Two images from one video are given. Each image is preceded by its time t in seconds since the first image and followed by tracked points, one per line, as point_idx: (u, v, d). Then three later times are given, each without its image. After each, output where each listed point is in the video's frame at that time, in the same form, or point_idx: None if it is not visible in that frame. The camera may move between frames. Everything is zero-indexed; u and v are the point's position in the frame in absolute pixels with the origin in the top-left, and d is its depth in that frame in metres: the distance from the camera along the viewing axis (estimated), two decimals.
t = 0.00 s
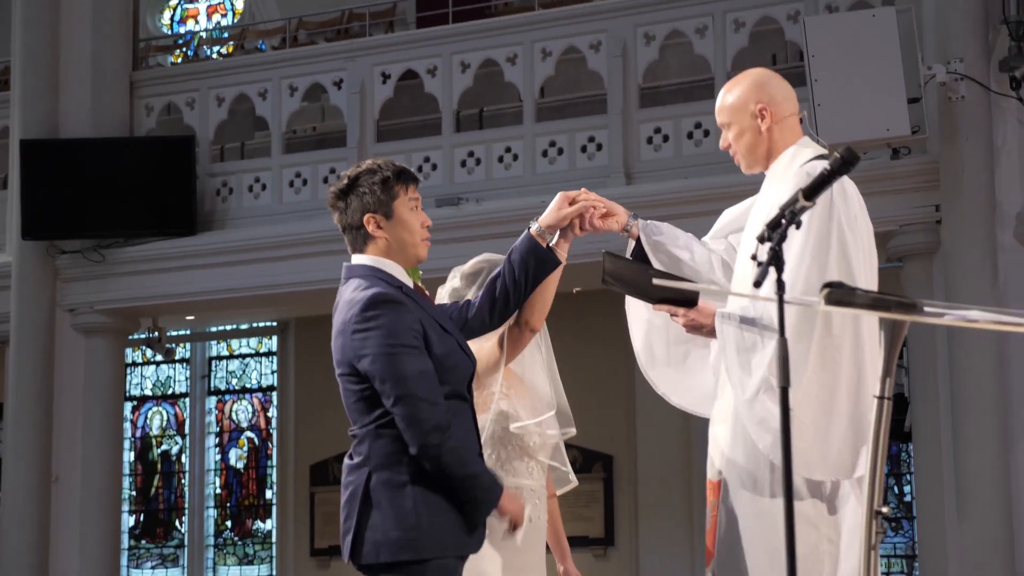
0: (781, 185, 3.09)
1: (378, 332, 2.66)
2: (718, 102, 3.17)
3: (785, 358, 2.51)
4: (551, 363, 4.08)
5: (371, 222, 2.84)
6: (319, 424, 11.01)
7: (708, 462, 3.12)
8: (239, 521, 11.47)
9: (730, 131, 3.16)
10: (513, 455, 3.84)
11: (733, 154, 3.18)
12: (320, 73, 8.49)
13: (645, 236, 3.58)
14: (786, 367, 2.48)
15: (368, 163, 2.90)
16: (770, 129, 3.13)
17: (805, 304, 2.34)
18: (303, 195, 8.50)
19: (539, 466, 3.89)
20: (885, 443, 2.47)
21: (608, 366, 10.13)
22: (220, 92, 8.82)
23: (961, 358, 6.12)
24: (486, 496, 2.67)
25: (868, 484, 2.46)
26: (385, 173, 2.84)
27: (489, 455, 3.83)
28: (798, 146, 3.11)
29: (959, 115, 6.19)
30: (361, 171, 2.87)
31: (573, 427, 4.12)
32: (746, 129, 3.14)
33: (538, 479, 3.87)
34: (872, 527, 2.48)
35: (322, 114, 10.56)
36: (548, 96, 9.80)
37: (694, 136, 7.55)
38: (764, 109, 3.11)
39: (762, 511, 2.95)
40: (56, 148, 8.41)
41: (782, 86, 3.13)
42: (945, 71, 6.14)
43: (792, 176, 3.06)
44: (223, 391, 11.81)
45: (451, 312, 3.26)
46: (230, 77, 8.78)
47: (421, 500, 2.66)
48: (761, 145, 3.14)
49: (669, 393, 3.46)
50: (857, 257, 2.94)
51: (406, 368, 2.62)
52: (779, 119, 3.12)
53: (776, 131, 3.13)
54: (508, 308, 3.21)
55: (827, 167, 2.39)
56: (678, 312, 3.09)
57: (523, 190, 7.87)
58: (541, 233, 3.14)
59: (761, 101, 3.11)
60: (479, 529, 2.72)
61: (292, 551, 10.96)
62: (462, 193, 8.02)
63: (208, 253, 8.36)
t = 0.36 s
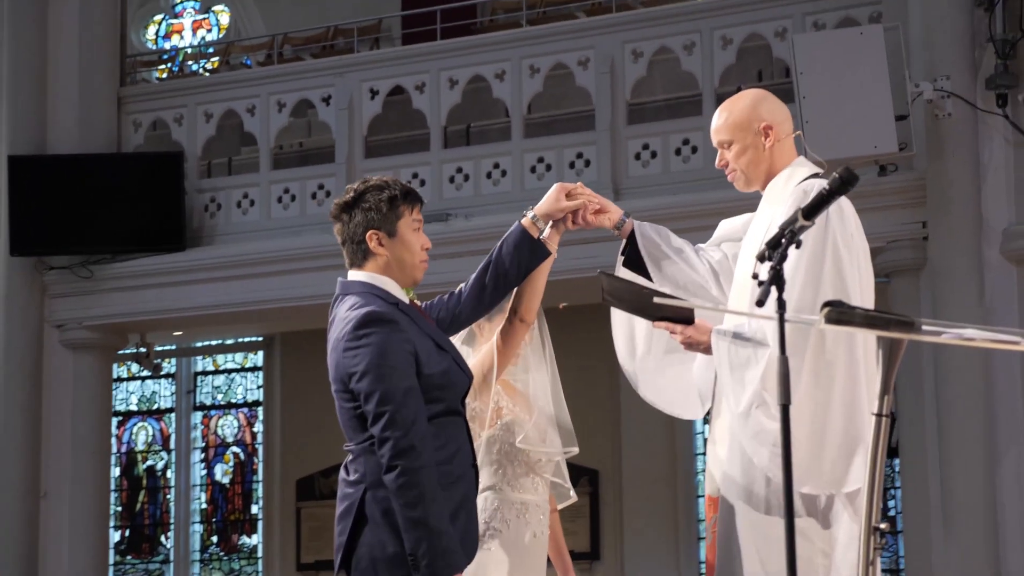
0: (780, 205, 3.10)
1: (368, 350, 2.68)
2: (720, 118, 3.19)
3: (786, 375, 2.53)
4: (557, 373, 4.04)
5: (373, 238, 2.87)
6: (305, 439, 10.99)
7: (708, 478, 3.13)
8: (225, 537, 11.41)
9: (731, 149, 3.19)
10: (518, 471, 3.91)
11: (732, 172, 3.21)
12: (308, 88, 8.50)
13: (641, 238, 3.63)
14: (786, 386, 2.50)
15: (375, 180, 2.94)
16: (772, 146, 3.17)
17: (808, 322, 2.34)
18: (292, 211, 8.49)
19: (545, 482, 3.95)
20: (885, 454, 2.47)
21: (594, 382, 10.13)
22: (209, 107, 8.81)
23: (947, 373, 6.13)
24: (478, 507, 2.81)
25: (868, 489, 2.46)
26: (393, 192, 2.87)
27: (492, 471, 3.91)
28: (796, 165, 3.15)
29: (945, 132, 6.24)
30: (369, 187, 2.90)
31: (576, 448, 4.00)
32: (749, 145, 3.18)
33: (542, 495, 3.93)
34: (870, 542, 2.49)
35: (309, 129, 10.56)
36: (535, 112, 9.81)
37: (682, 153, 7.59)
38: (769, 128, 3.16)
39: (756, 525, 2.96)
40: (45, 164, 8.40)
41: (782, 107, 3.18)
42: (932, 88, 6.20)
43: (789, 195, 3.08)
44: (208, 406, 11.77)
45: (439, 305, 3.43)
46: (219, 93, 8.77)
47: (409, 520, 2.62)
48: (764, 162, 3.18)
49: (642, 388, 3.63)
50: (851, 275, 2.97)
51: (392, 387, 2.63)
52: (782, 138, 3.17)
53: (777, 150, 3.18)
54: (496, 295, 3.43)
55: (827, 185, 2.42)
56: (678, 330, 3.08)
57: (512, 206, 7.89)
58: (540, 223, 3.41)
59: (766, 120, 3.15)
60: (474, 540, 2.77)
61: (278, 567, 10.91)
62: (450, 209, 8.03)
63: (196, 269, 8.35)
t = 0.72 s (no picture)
0: (773, 220, 3.10)
1: (358, 360, 2.64)
2: (712, 135, 3.16)
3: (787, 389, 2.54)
4: (560, 386, 4.05)
5: (375, 250, 2.79)
6: (294, 451, 10.95)
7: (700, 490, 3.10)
8: (213, 549, 11.36)
9: (724, 165, 3.17)
10: (519, 480, 3.91)
11: (726, 186, 3.19)
12: (298, 101, 8.48)
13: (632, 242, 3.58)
14: (786, 398, 2.51)
15: (385, 193, 2.86)
16: (765, 160, 3.15)
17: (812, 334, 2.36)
18: (282, 224, 8.47)
19: (544, 491, 3.95)
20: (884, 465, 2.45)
21: (584, 395, 10.12)
22: (198, 119, 8.78)
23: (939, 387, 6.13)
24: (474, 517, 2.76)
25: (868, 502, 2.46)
26: (403, 206, 2.80)
27: (495, 479, 3.91)
28: (788, 180, 3.14)
29: (937, 146, 6.28)
30: (379, 199, 2.82)
31: (578, 462, 3.99)
32: (742, 160, 3.16)
33: (541, 504, 3.94)
34: (869, 554, 2.47)
35: (298, 141, 10.56)
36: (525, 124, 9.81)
37: (673, 165, 7.59)
38: (761, 142, 3.14)
39: (749, 537, 2.93)
40: (35, 176, 8.37)
41: (773, 120, 3.16)
42: (924, 102, 6.22)
43: (783, 210, 3.07)
44: (196, 418, 11.73)
45: (435, 313, 3.13)
46: (209, 105, 8.75)
47: (413, 531, 2.57)
48: (756, 176, 3.15)
49: (628, 392, 3.57)
50: (844, 289, 2.95)
51: (382, 397, 2.59)
52: (774, 152, 3.15)
53: (770, 164, 3.16)
54: (495, 300, 3.11)
55: (825, 202, 2.43)
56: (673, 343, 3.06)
57: (504, 218, 7.90)
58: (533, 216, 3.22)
59: (758, 134, 3.13)
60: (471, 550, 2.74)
61: None
62: (441, 222, 8.03)
63: (187, 281, 8.33)
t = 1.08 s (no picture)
0: (769, 231, 3.06)
1: (362, 368, 2.60)
2: (706, 147, 3.14)
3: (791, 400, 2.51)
4: (564, 394, 4.04)
5: (385, 261, 2.74)
6: (288, 458, 10.93)
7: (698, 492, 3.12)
8: (205, 555, 11.31)
9: (718, 176, 3.14)
10: (517, 489, 3.95)
11: (720, 198, 3.16)
12: (293, 108, 8.47)
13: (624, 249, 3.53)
14: (790, 409, 2.48)
15: (402, 202, 2.80)
16: (760, 172, 3.13)
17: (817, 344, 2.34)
18: (276, 231, 8.45)
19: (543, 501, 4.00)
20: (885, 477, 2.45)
21: (578, 403, 10.11)
22: (192, 126, 8.76)
23: (934, 394, 6.11)
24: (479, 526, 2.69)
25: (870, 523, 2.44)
26: (417, 219, 2.74)
27: (493, 486, 3.95)
28: (783, 192, 3.12)
29: (931, 154, 6.27)
30: (395, 209, 2.77)
31: (579, 478, 3.99)
32: (737, 172, 3.13)
33: (538, 513, 3.99)
34: (871, 564, 2.44)
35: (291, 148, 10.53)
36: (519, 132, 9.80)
37: (667, 173, 7.59)
38: (755, 154, 3.11)
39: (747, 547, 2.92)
40: (29, 182, 8.35)
41: (768, 132, 3.14)
42: (919, 110, 6.20)
43: (780, 221, 3.05)
44: (188, 424, 11.69)
45: (445, 325, 3.05)
46: (204, 112, 8.73)
47: (399, 542, 2.53)
48: (751, 188, 3.13)
49: (618, 397, 3.54)
50: (843, 300, 2.95)
51: (381, 408, 2.54)
52: (769, 163, 3.12)
53: (764, 175, 3.14)
54: (504, 310, 3.02)
55: (827, 213, 2.41)
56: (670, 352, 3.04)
57: (498, 225, 7.89)
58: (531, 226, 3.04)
59: (752, 146, 3.11)
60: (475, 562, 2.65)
61: None
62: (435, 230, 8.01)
63: (181, 287, 8.30)
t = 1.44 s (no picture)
0: (771, 237, 3.03)
1: (365, 368, 2.54)
2: (710, 151, 3.12)
3: (796, 405, 2.51)
4: (568, 399, 3.98)
5: (409, 270, 2.71)
6: (284, 460, 10.91)
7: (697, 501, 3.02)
8: (200, 557, 11.28)
9: (722, 181, 3.12)
10: (518, 494, 3.96)
11: (724, 203, 3.15)
12: (290, 110, 8.47)
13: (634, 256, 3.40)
14: (794, 415, 2.48)
15: (441, 216, 2.76)
16: (763, 178, 3.10)
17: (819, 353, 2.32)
18: (274, 233, 8.44)
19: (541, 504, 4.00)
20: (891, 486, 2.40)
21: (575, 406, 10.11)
22: (190, 128, 8.75)
23: (932, 397, 6.11)
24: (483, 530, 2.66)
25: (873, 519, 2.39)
26: (452, 238, 2.70)
27: (494, 490, 3.96)
28: (788, 197, 3.07)
29: (930, 156, 6.29)
30: (432, 221, 2.73)
31: (579, 484, 3.92)
32: (740, 177, 3.10)
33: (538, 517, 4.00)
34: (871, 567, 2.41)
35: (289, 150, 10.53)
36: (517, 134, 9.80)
37: (665, 176, 7.58)
38: (759, 159, 3.09)
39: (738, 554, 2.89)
40: (26, 183, 8.34)
41: (773, 137, 3.11)
42: (918, 114, 6.22)
43: (782, 227, 3.01)
44: (183, 426, 11.69)
45: (450, 329, 2.99)
46: (202, 114, 8.72)
47: (374, 543, 2.47)
48: (755, 194, 3.11)
49: (631, 404, 3.38)
50: (839, 310, 2.87)
51: (373, 408, 2.48)
52: (772, 169, 3.10)
53: (768, 180, 3.11)
54: (509, 315, 2.95)
55: (830, 221, 2.41)
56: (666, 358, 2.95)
57: (495, 229, 7.89)
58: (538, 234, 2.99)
59: (756, 151, 3.08)
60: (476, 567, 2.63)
61: None
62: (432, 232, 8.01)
63: (178, 289, 8.29)
